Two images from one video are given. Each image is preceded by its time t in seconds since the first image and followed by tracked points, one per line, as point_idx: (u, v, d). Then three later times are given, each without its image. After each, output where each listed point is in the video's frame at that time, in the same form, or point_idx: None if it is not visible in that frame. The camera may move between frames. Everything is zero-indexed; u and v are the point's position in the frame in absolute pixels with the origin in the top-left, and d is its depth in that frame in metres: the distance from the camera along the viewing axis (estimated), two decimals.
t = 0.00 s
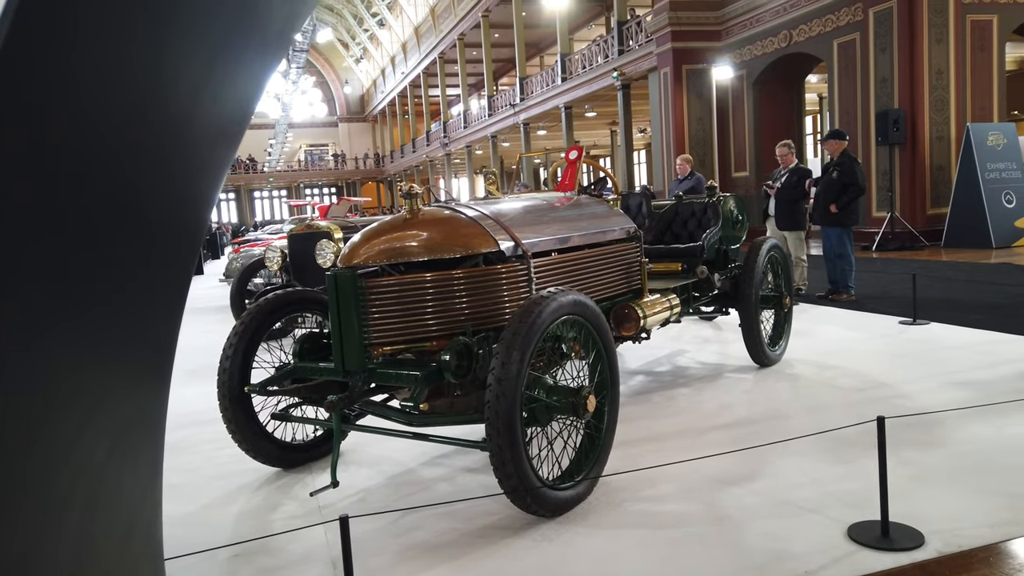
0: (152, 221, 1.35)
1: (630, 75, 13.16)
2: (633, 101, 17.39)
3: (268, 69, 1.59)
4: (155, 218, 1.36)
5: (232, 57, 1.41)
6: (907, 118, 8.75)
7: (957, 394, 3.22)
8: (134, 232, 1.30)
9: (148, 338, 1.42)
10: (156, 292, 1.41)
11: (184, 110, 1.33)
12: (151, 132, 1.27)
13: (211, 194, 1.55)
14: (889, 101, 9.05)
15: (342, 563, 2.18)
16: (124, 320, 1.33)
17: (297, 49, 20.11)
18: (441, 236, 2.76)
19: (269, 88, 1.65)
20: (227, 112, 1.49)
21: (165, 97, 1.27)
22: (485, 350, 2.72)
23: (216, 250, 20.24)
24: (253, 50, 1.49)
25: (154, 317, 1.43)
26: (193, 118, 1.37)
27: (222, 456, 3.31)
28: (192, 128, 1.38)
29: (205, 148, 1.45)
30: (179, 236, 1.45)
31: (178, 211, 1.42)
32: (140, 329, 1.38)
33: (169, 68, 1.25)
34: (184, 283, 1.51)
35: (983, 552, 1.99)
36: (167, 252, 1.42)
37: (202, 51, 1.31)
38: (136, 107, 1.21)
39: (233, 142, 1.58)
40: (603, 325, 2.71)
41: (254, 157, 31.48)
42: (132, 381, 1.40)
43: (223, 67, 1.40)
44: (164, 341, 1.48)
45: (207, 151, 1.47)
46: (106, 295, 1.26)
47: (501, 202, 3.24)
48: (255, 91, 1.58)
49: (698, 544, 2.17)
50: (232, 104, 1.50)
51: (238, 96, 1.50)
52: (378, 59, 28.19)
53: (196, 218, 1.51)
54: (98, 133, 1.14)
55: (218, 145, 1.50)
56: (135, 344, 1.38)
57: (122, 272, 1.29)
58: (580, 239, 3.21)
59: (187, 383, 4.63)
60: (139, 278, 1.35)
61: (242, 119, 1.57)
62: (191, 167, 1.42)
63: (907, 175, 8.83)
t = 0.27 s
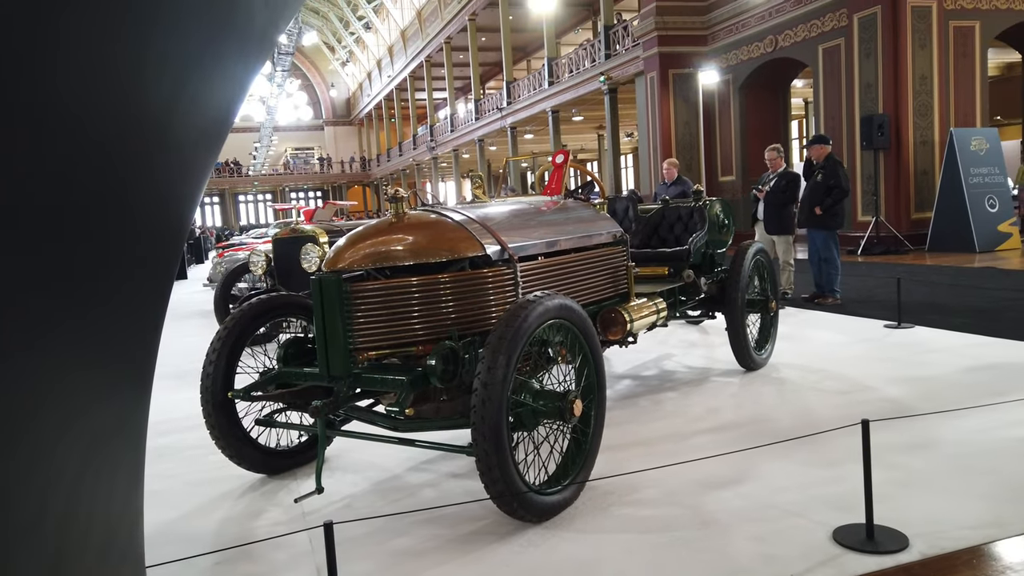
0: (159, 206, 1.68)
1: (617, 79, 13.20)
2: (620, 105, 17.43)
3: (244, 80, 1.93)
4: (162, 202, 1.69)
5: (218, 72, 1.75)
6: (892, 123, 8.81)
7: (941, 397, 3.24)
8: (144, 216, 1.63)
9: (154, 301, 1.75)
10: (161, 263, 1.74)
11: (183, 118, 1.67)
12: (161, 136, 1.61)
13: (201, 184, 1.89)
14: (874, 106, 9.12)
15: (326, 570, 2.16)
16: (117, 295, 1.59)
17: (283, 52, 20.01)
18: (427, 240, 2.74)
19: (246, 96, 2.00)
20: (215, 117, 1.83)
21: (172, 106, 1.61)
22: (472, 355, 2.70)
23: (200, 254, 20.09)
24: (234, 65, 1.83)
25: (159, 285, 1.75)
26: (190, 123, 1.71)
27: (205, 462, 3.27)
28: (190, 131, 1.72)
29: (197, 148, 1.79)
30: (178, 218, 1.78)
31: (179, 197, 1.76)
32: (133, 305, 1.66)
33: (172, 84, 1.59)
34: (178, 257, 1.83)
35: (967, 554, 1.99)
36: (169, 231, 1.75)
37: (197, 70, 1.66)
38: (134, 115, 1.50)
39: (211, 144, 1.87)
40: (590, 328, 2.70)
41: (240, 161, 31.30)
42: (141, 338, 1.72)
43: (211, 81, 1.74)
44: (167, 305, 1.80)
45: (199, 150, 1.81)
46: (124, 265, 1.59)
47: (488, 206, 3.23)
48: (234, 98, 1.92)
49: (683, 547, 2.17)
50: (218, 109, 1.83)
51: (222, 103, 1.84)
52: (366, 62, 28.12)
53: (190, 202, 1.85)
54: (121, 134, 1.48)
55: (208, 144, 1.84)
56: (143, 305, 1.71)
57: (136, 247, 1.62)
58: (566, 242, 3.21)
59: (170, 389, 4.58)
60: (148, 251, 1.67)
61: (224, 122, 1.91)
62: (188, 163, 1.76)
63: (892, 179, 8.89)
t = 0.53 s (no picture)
0: (148, 206, 1.70)
1: (606, 83, 13.25)
2: (610, 109, 17.49)
3: (233, 82, 1.95)
4: (151, 202, 1.71)
5: (208, 75, 1.77)
6: (878, 127, 8.87)
7: (928, 399, 3.27)
8: (134, 217, 1.65)
9: (141, 300, 1.77)
10: (149, 262, 1.76)
11: (173, 120, 1.69)
12: (151, 137, 1.62)
13: (189, 185, 1.91)
14: (861, 110, 9.19)
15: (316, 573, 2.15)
16: (107, 294, 1.60)
17: (273, 54, 19.95)
18: (417, 242, 2.75)
19: (236, 97, 2.02)
20: (204, 118, 1.85)
21: (162, 108, 1.63)
22: (462, 357, 2.70)
23: (189, 257, 19.99)
24: (223, 68, 1.85)
25: (146, 284, 1.77)
26: (179, 124, 1.72)
27: (194, 465, 3.26)
28: (180, 133, 1.74)
29: (186, 149, 1.81)
30: (165, 218, 1.80)
31: (167, 197, 1.78)
32: (121, 304, 1.67)
33: (163, 87, 1.60)
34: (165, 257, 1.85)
35: (954, 554, 2.01)
36: (156, 231, 1.77)
37: (188, 72, 1.67)
38: (126, 117, 1.52)
39: (199, 145, 1.89)
40: (579, 330, 2.71)
41: (229, 163, 31.18)
42: (129, 336, 1.74)
43: (202, 83, 1.76)
44: (155, 304, 1.83)
45: (188, 151, 1.83)
46: (114, 265, 1.61)
47: (478, 208, 3.23)
48: (222, 100, 1.93)
49: (673, 548, 2.18)
50: (207, 111, 1.85)
51: (212, 105, 1.86)
52: (356, 65, 28.09)
53: (178, 202, 1.87)
54: (113, 136, 1.50)
55: (196, 145, 1.86)
56: (131, 304, 1.73)
57: (125, 247, 1.64)
58: (556, 244, 3.21)
59: (158, 393, 4.56)
60: (137, 251, 1.69)
61: (213, 123, 1.93)
62: (176, 164, 1.78)
63: (879, 183, 8.97)
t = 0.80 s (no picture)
0: (138, 207, 1.70)
1: (599, 84, 13.28)
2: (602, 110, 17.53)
3: (223, 83, 1.95)
4: (141, 202, 1.71)
5: (198, 75, 1.77)
6: (869, 129, 8.90)
7: (918, 399, 3.29)
8: (124, 215, 1.64)
9: (131, 300, 1.76)
10: (139, 262, 1.75)
11: (164, 119, 1.69)
12: (143, 137, 1.62)
13: (179, 186, 1.90)
14: (851, 112, 9.24)
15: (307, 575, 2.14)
16: (98, 294, 1.60)
17: (264, 55, 19.90)
18: (409, 243, 2.74)
19: (226, 98, 2.01)
20: (194, 119, 1.85)
21: (152, 106, 1.62)
22: (454, 358, 2.69)
23: (179, 259, 19.91)
24: (213, 69, 1.84)
25: (137, 284, 1.77)
26: (170, 124, 1.72)
27: (184, 468, 3.24)
28: (171, 133, 1.73)
29: (177, 148, 1.81)
30: (156, 219, 1.79)
31: (158, 198, 1.77)
32: (112, 304, 1.67)
33: (154, 86, 1.60)
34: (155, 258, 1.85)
35: (944, 554, 2.02)
36: (147, 231, 1.76)
37: (179, 72, 1.67)
38: (118, 117, 1.51)
39: (189, 146, 1.88)
40: (572, 331, 2.71)
41: (220, 164, 31.08)
42: (119, 337, 1.74)
43: (191, 84, 1.76)
44: (145, 305, 1.82)
45: (178, 151, 1.82)
46: (104, 264, 1.60)
47: (471, 210, 3.23)
48: (212, 101, 1.93)
49: (665, 550, 2.18)
50: (197, 112, 1.85)
51: (201, 106, 1.85)
52: (348, 67, 28.06)
53: (168, 203, 1.86)
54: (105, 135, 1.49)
55: (186, 146, 1.86)
56: (122, 305, 1.72)
57: (115, 248, 1.63)
58: (548, 246, 3.22)
59: (148, 395, 4.53)
60: (127, 251, 1.68)
61: (203, 124, 1.92)
62: (167, 164, 1.77)
63: (870, 185, 9.01)
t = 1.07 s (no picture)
0: (127, 207, 1.69)
1: (591, 86, 13.30)
2: (594, 112, 17.57)
3: (214, 83, 1.95)
4: (131, 201, 1.70)
5: (188, 75, 1.77)
6: (859, 131, 8.93)
7: (908, 400, 3.31)
8: (113, 215, 1.64)
9: (120, 300, 1.76)
10: (128, 262, 1.75)
11: (154, 118, 1.68)
12: (132, 136, 1.62)
13: (169, 186, 1.90)
14: (842, 114, 9.28)
15: None
16: (86, 293, 1.60)
17: (256, 56, 19.86)
18: (401, 245, 2.74)
19: (217, 99, 2.01)
20: (184, 120, 1.84)
21: (142, 105, 1.62)
22: (446, 360, 2.69)
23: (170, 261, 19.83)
24: (204, 69, 1.84)
25: (125, 284, 1.76)
26: (160, 123, 1.72)
27: (175, 471, 3.22)
28: (161, 133, 1.73)
29: (167, 149, 1.81)
30: (146, 219, 1.79)
31: (148, 198, 1.77)
32: (100, 303, 1.66)
33: (144, 85, 1.60)
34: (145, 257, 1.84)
35: (934, 554, 2.03)
36: (136, 231, 1.76)
37: (168, 71, 1.67)
38: (106, 116, 1.51)
39: (179, 147, 1.88)
40: (564, 333, 2.71)
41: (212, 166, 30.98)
42: (107, 337, 1.73)
43: (182, 84, 1.76)
44: (133, 304, 1.81)
45: (169, 151, 1.82)
46: (92, 263, 1.60)
47: (463, 211, 3.23)
48: (203, 102, 1.93)
49: (658, 550, 2.18)
50: (187, 112, 1.85)
51: (192, 106, 1.85)
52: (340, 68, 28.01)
53: (158, 203, 1.86)
54: (93, 134, 1.49)
55: (176, 146, 1.85)
56: (111, 304, 1.72)
57: (103, 248, 1.63)
58: (541, 248, 3.22)
59: (139, 397, 4.51)
60: (116, 250, 1.68)
61: (193, 125, 1.92)
62: (157, 163, 1.77)
63: (860, 187, 9.07)
